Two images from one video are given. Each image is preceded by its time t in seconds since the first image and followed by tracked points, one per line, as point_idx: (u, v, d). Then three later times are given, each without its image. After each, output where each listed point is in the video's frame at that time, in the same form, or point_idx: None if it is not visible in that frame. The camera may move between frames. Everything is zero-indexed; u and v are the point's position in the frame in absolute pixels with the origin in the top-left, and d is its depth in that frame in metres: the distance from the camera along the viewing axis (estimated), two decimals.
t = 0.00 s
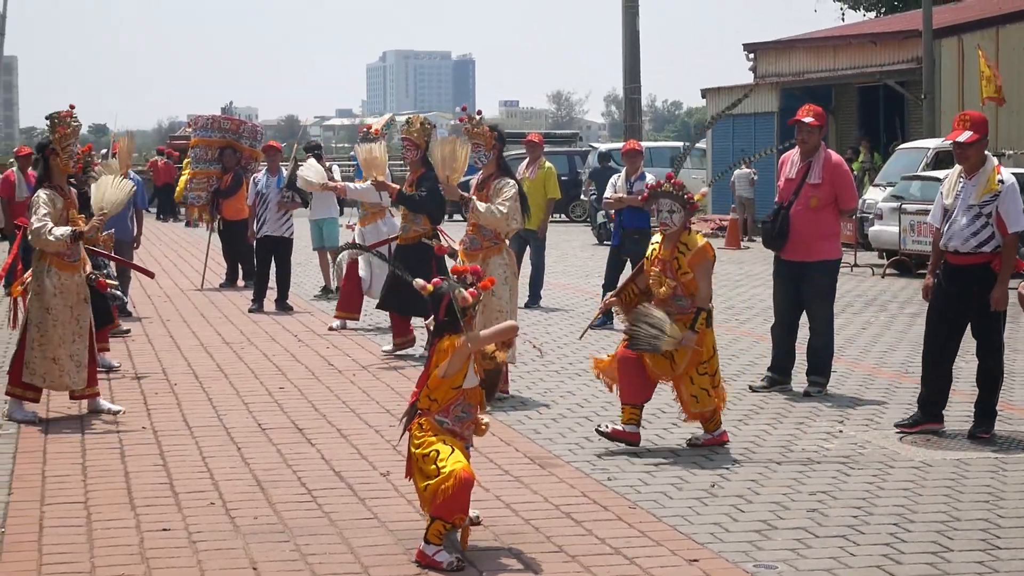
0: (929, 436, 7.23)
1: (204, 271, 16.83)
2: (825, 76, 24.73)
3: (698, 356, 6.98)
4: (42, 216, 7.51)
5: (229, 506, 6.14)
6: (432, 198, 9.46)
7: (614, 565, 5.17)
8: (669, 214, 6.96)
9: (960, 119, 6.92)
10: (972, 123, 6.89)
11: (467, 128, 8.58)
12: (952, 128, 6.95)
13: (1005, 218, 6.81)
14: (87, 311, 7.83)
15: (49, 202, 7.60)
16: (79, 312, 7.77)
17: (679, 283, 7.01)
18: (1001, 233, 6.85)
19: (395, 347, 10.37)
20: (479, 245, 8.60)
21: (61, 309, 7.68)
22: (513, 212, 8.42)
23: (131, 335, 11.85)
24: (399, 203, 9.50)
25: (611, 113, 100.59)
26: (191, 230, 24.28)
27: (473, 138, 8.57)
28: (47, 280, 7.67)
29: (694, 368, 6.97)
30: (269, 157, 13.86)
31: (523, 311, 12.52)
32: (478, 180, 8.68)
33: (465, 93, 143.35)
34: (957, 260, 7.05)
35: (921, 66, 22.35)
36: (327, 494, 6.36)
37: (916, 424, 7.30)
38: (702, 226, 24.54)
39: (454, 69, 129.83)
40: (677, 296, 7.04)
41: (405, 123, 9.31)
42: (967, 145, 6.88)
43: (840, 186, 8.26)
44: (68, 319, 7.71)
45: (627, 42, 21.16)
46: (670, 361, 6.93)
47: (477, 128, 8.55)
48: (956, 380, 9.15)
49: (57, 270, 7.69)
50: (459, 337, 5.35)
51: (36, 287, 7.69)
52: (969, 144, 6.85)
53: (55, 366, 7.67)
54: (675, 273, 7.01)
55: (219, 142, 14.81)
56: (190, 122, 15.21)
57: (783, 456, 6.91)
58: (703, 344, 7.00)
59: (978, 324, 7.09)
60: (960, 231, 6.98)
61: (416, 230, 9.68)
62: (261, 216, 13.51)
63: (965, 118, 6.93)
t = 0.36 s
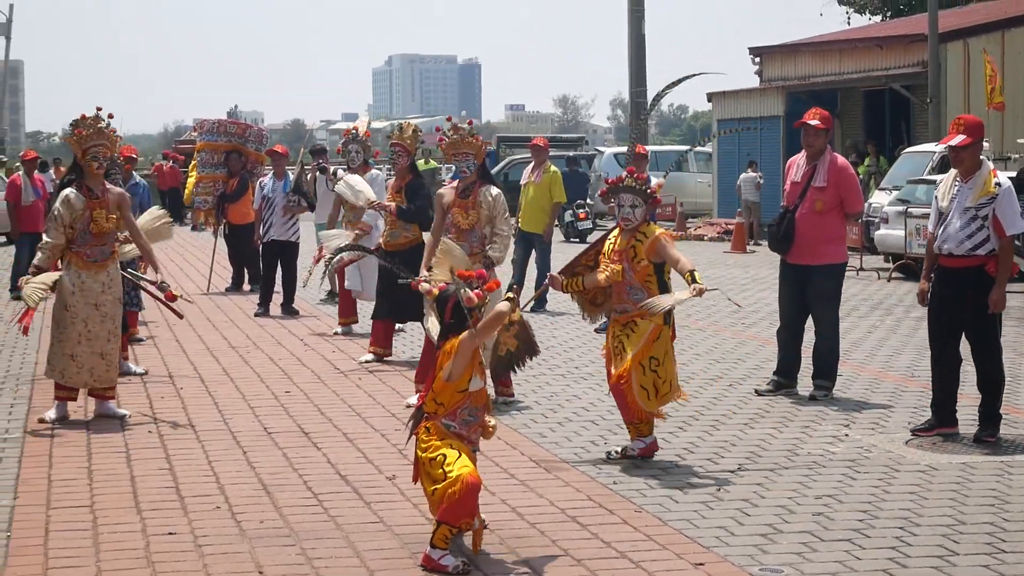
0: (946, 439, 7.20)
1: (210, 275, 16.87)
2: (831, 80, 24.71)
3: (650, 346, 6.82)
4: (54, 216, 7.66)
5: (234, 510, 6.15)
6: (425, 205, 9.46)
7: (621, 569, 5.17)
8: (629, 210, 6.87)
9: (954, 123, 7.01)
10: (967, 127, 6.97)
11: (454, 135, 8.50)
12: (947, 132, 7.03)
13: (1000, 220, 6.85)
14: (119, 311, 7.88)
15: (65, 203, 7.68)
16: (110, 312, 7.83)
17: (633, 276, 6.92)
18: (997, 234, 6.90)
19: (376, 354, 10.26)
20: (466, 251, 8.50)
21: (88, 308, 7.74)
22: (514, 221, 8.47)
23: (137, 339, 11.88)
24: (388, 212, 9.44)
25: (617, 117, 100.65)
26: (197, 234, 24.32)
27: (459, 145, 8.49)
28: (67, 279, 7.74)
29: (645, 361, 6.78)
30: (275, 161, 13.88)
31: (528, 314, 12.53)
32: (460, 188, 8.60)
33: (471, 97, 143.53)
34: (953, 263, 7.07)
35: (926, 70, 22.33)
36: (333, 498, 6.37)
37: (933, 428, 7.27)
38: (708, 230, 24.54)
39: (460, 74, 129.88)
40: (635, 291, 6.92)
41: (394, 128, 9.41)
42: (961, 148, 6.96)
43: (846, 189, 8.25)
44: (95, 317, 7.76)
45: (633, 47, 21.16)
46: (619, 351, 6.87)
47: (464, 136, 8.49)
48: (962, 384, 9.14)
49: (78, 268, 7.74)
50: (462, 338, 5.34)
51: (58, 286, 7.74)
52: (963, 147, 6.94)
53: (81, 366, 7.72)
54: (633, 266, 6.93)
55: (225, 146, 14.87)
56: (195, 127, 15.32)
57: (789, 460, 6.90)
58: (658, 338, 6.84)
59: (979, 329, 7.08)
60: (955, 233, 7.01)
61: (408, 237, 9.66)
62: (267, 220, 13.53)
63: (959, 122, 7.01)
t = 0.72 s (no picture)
0: (944, 445, 7.18)
1: (211, 281, 16.88)
2: (830, 85, 24.72)
3: (613, 366, 6.66)
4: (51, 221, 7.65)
5: (234, 515, 6.15)
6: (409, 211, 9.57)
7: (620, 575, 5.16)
8: (600, 233, 6.66)
9: (933, 128, 7.05)
10: (946, 133, 7.02)
11: (438, 145, 8.35)
12: (926, 138, 7.08)
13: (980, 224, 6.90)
14: (127, 316, 7.87)
15: (65, 207, 7.69)
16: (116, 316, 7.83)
17: (602, 305, 6.72)
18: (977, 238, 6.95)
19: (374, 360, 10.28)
20: (448, 256, 8.46)
21: (90, 313, 7.77)
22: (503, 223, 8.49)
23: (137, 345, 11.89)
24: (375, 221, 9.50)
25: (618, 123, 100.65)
26: (198, 239, 24.32)
27: (443, 155, 8.37)
28: (70, 284, 7.77)
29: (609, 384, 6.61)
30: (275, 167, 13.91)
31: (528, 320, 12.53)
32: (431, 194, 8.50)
33: (471, 103, 143.57)
34: (934, 267, 7.12)
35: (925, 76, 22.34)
36: (333, 504, 6.37)
37: (932, 433, 7.25)
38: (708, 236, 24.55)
39: (459, 79, 129.94)
40: (601, 318, 6.72)
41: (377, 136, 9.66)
42: (940, 153, 7.02)
43: (844, 194, 8.25)
44: (100, 320, 7.77)
45: (633, 52, 21.17)
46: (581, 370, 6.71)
47: (451, 147, 8.36)
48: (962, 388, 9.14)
49: (79, 272, 7.79)
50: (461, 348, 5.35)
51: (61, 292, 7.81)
52: (942, 151, 6.99)
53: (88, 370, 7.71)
54: (600, 295, 6.72)
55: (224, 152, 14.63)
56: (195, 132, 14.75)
57: (788, 465, 6.89)
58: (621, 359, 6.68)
59: (971, 335, 7.08)
60: (937, 237, 7.07)
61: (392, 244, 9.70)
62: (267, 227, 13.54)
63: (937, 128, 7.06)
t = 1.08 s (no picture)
0: (942, 448, 7.17)
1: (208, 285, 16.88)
2: (827, 88, 24.75)
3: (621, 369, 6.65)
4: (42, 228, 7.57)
5: (232, 521, 6.14)
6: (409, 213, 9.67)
7: None
8: (592, 239, 6.63)
9: (918, 133, 7.13)
10: (931, 137, 7.09)
11: (441, 152, 8.34)
12: (912, 142, 7.15)
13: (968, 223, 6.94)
14: (111, 324, 7.90)
15: (56, 213, 7.65)
16: (101, 325, 7.84)
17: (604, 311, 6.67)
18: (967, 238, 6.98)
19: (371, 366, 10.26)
20: (449, 259, 8.52)
21: (80, 320, 7.74)
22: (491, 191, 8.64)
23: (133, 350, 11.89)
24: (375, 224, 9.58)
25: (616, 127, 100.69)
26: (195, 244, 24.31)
27: (445, 162, 8.36)
28: (59, 289, 7.74)
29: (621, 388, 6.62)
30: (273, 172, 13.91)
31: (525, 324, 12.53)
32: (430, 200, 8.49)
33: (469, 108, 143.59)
34: (927, 271, 7.14)
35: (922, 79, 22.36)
36: (331, 509, 6.37)
37: (929, 436, 7.25)
38: (705, 240, 24.56)
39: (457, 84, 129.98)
40: (604, 322, 6.67)
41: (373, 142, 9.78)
42: (927, 156, 7.07)
43: (842, 198, 8.25)
44: (88, 328, 7.77)
45: (630, 55, 21.18)
46: (589, 379, 6.66)
47: (453, 154, 8.34)
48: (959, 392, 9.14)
49: (71, 278, 7.75)
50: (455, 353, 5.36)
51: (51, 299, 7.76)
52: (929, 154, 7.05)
53: (73, 377, 7.69)
54: (602, 300, 6.68)
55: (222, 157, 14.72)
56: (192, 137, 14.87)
57: (786, 469, 6.89)
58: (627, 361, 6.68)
59: (966, 338, 7.07)
60: (927, 240, 7.09)
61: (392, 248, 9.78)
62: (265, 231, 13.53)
63: (921, 132, 7.13)
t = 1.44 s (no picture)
0: (938, 450, 7.18)
1: (206, 288, 16.90)
2: (825, 91, 24.77)
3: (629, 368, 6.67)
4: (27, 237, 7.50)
5: (230, 523, 6.14)
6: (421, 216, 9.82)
7: None
8: (596, 235, 6.62)
9: (912, 136, 7.15)
10: (925, 139, 7.11)
11: (455, 156, 8.44)
12: (907, 145, 7.16)
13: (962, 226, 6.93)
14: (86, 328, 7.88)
15: (39, 218, 7.64)
16: (80, 330, 7.81)
17: (608, 306, 6.68)
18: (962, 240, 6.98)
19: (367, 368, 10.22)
20: (469, 263, 8.48)
21: (60, 326, 7.70)
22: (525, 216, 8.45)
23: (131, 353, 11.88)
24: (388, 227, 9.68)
25: (613, 130, 100.75)
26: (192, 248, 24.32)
27: (462, 166, 8.43)
28: (38, 295, 7.67)
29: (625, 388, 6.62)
30: (271, 175, 13.94)
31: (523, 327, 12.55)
32: (449, 204, 8.55)
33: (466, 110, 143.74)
34: (925, 273, 7.15)
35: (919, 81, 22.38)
36: (328, 511, 6.36)
37: (926, 438, 7.26)
38: (702, 242, 24.59)
39: (455, 86, 130.01)
40: (610, 320, 6.69)
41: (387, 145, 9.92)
42: (922, 159, 7.08)
43: (839, 201, 8.26)
44: (67, 333, 7.74)
45: (628, 58, 21.18)
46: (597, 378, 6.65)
47: (468, 157, 8.43)
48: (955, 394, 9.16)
49: (49, 284, 7.69)
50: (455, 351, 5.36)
51: (30, 304, 7.68)
52: (923, 157, 7.06)
53: (58, 384, 7.69)
54: (606, 296, 6.70)
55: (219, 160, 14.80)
56: (189, 139, 14.64)
57: (784, 471, 6.90)
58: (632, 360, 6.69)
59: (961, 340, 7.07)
60: (925, 244, 7.11)
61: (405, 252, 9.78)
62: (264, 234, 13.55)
63: (917, 135, 7.14)
